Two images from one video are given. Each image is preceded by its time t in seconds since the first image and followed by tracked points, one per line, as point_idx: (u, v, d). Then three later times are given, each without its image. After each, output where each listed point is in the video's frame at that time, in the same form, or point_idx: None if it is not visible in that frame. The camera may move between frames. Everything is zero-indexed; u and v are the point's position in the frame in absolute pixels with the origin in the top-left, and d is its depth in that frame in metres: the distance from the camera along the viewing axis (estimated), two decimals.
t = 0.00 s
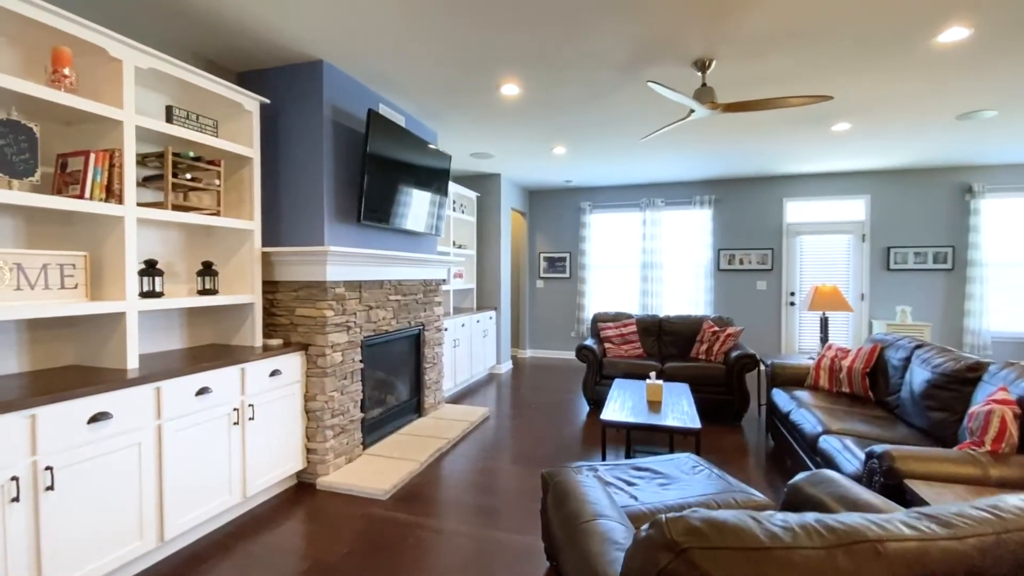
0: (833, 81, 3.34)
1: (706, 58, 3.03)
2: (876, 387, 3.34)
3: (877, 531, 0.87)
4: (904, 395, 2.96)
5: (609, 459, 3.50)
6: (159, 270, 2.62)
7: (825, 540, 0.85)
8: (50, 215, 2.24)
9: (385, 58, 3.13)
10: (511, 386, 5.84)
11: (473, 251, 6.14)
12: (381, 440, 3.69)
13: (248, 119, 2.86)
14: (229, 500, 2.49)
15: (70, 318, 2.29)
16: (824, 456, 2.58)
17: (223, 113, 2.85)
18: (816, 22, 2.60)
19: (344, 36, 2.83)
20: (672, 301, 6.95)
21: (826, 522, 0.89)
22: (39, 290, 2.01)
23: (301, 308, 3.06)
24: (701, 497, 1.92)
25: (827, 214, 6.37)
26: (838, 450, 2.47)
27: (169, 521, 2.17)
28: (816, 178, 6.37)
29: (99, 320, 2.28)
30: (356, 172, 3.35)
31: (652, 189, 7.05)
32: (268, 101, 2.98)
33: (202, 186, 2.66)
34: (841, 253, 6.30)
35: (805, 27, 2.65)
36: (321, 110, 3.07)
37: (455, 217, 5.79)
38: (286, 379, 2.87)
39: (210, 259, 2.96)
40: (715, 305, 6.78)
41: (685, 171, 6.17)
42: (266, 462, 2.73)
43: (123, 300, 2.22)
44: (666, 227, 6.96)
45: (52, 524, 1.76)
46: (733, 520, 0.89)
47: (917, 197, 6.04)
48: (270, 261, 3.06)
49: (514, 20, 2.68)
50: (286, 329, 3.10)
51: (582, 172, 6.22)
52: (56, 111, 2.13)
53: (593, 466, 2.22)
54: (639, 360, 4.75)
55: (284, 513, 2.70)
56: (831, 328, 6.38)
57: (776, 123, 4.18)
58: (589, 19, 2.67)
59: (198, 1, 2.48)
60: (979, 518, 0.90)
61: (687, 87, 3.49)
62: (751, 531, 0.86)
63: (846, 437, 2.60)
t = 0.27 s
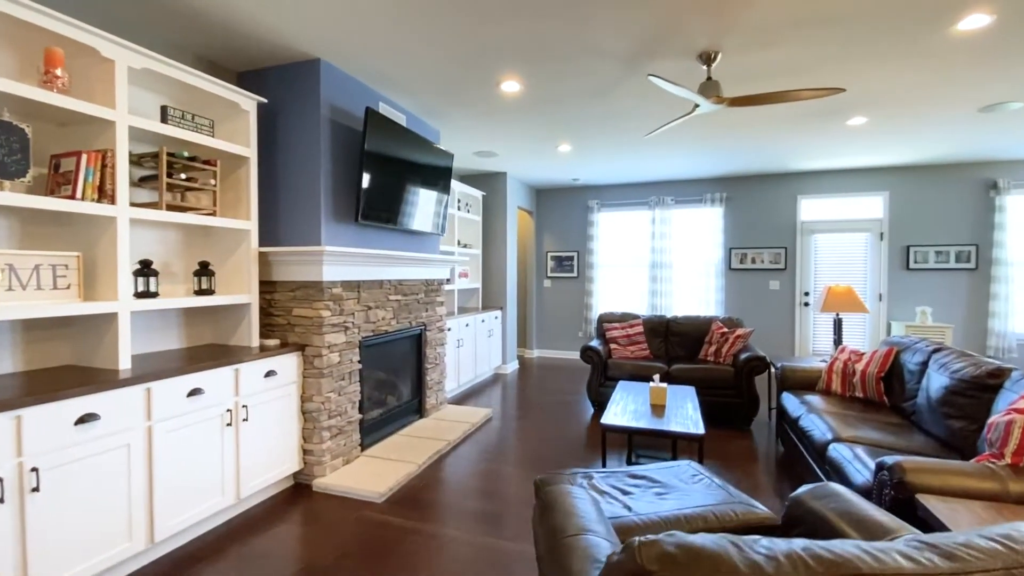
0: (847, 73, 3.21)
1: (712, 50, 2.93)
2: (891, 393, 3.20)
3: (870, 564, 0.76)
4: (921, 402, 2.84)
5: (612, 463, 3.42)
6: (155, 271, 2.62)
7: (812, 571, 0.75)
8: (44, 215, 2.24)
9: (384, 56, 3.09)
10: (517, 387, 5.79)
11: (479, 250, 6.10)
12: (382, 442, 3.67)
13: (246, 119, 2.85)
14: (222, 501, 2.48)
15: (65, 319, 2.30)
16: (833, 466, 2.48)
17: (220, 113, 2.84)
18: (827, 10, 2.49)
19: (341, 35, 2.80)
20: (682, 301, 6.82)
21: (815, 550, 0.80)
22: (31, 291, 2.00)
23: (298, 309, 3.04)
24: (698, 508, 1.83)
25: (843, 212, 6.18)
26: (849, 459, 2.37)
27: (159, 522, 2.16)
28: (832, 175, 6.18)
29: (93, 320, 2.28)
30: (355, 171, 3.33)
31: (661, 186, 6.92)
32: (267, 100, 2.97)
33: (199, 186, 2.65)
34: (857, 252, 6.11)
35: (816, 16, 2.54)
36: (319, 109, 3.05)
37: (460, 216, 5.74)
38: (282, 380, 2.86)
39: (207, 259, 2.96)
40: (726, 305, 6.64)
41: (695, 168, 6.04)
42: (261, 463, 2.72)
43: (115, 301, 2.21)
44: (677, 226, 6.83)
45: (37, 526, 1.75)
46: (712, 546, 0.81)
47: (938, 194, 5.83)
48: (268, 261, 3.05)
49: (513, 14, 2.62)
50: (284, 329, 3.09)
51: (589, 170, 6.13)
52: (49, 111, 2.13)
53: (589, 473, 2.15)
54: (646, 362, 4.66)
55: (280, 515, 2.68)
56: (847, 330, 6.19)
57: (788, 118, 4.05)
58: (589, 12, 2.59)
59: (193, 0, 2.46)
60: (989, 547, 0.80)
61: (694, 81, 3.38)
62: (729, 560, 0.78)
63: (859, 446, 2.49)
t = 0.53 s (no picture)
0: (855, 69, 3.11)
1: (714, 47, 2.85)
2: (900, 397, 3.08)
3: None
4: (930, 406, 2.72)
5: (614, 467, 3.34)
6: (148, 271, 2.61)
7: None
8: (35, 215, 2.24)
9: (380, 55, 3.06)
10: (523, 388, 5.73)
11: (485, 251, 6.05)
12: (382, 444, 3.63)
13: (241, 118, 2.83)
14: (214, 504, 2.45)
15: (56, 319, 2.29)
16: (837, 473, 2.39)
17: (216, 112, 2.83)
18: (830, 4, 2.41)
19: (335, 33, 2.77)
20: (691, 303, 6.71)
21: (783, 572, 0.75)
22: (16, 291, 1.99)
23: (295, 309, 3.01)
24: (692, 516, 1.77)
25: (858, 212, 6.03)
26: (853, 465, 2.28)
27: (146, 525, 2.14)
28: (846, 174, 6.04)
29: (83, 321, 2.27)
30: (353, 171, 3.29)
31: (671, 186, 6.82)
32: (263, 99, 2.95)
33: (192, 186, 2.64)
34: (872, 253, 5.95)
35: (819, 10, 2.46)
36: (316, 108, 3.02)
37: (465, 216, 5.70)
38: (277, 381, 2.83)
39: (204, 259, 2.95)
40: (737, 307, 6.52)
41: (705, 168, 5.94)
42: (256, 466, 2.69)
43: (104, 301, 2.20)
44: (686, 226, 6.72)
45: (17, 528, 1.73)
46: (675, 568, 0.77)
47: (958, 193, 5.65)
48: (265, 261, 3.02)
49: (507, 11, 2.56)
50: (281, 330, 3.06)
51: (597, 170, 6.06)
52: (38, 111, 2.12)
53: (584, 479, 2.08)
54: (652, 364, 4.57)
55: (272, 518, 2.65)
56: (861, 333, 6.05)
57: (797, 116, 3.95)
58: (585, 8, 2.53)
59: None
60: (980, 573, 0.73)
61: (698, 78, 3.30)
62: None
63: (866, 452, 2.39)
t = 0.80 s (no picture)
0: (864, 62, 2.99)
1: (714, 40, 2.76)
2: (908, 402, 2.97)
3: None
4: (939, 413, 2.61)
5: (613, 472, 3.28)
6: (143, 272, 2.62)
7: None
8: (29, 216, 2.26)
9: (376, 54, 3.03)
10: (527, 389, 5.67)
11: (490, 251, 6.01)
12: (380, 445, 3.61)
13: (236, 118, 2.83)
14: (204, 505, 2.44)
15: (49, 319, 2.31)
16: (839, 482, 2.29)
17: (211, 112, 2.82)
18: None
19: (328, 32, 2.75)
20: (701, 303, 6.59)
21: None
22: (5, 291, 2.01)
23: (290, 309, 3.00)
24: (681, 528, 1.70)
25: (874, 210, 5.84)
26: (855, 475, 2.19)
27: (134, 526, 2.14)
28: (862, 172, 5.86)
29: (74, 321, 2.28)
30: (350, 171, 3.28)
31: (681, 185, 6.70)
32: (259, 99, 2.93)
33: (187, 186, 2.65)
34: (888, 253, 5.77)
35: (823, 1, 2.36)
36: (311, 108, 3.00)
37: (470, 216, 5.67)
38: (271, 382, 2.82)
39: (201, 259, 2.96)
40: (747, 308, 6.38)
41: (714, 166, 5.82)
42: (249, 467, 2.68)
43: (93, 301, 2.20)
44: (695, 225, 6.60)
45: None
46: None
47: (981, 191, 5.43)
48: (261, 262, 3.01)
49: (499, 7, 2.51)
50: (277, 330, 3.06)
51: (604, 168, 5.97)
52: (29, 112, 2.14)
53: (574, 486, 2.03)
54: (657, 366, 4.48)
55: (263, 519, 2.64)
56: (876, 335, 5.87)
57: (806, 111, 3.83)
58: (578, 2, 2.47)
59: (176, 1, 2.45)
60: None
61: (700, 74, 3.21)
62: None
63: (873, 461, 2.29)
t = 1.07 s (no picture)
0: (874, 53, 2.87)
1: (713, 32, 2.68)
2: (924, 409, 2.85)
3: None
4: (954, 421, 2.49)
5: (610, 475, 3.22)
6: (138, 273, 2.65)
7: None
8: (26, 218, 2.30)
9: (370, 53, 3.02)
10: (529, 390, 5.63)
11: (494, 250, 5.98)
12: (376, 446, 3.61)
13: (231, 120, 2.84)
14: (197, 504, 2.47)
15: (46, 320, 2.35)
16: (841, 492, 2.20)
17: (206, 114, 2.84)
18: None
19: (322, 33, 2.75)
20: (710, 303, 6.46)
21: None
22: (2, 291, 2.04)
23: (284, 310, 3.01)
24: (664, 540, 1.65)
25: (890, 206, 5.65)
26: (859, 487, 2.09)
27: (125, 524, 2.16)
28: (877, 166, 5.67)
29: (70, 321, 2.32)
30: (345, 171, 3.28)
31: (689, 181, 6.57)
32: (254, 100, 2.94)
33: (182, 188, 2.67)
34: (905, 250, 5.57)
35: None
36: (305, 108, 3.01)
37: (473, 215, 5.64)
38: (264, 382, 2.83)
39: (197, 260, 2.98)
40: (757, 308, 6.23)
41: (722, 162, 5.68)
42: (241, 467, 2.70)
43: (87, 302, 2.23)
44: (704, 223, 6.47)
45: None
46: None
47: (1003, 185, 5.22)
48: (256, 262, 3.03)
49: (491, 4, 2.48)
50: (272, 330, 3.07)
51: (609, 166, 5.89)
52: (24, 116, 2.17)
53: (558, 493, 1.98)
54: (660, 368, 4.39)
55: (257, 518, 2.66)
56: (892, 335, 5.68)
57: (814, 105, 3.70)
58: None
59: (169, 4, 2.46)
60: None
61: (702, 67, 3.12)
62: None
63: (877, 472, 2.20)
